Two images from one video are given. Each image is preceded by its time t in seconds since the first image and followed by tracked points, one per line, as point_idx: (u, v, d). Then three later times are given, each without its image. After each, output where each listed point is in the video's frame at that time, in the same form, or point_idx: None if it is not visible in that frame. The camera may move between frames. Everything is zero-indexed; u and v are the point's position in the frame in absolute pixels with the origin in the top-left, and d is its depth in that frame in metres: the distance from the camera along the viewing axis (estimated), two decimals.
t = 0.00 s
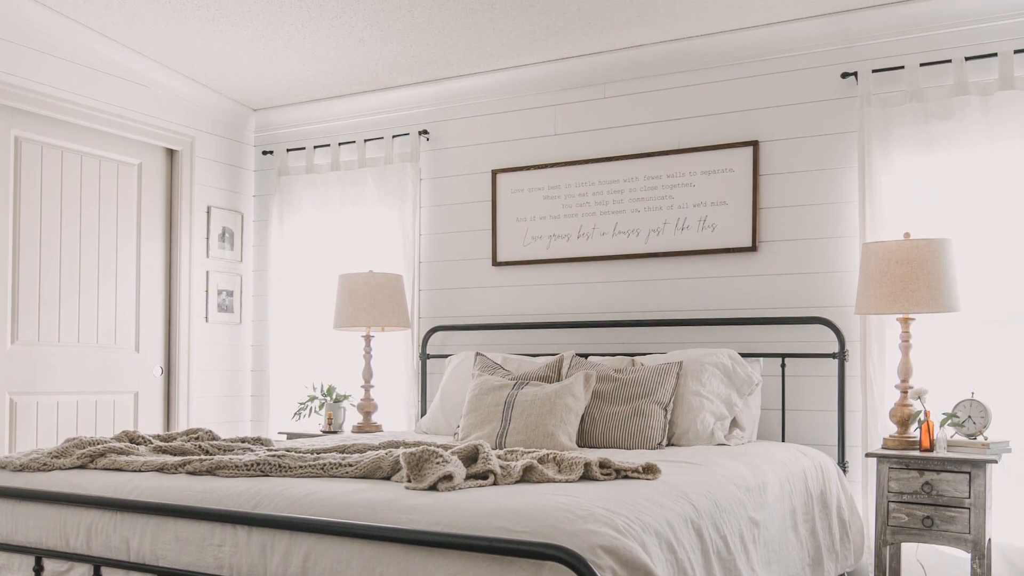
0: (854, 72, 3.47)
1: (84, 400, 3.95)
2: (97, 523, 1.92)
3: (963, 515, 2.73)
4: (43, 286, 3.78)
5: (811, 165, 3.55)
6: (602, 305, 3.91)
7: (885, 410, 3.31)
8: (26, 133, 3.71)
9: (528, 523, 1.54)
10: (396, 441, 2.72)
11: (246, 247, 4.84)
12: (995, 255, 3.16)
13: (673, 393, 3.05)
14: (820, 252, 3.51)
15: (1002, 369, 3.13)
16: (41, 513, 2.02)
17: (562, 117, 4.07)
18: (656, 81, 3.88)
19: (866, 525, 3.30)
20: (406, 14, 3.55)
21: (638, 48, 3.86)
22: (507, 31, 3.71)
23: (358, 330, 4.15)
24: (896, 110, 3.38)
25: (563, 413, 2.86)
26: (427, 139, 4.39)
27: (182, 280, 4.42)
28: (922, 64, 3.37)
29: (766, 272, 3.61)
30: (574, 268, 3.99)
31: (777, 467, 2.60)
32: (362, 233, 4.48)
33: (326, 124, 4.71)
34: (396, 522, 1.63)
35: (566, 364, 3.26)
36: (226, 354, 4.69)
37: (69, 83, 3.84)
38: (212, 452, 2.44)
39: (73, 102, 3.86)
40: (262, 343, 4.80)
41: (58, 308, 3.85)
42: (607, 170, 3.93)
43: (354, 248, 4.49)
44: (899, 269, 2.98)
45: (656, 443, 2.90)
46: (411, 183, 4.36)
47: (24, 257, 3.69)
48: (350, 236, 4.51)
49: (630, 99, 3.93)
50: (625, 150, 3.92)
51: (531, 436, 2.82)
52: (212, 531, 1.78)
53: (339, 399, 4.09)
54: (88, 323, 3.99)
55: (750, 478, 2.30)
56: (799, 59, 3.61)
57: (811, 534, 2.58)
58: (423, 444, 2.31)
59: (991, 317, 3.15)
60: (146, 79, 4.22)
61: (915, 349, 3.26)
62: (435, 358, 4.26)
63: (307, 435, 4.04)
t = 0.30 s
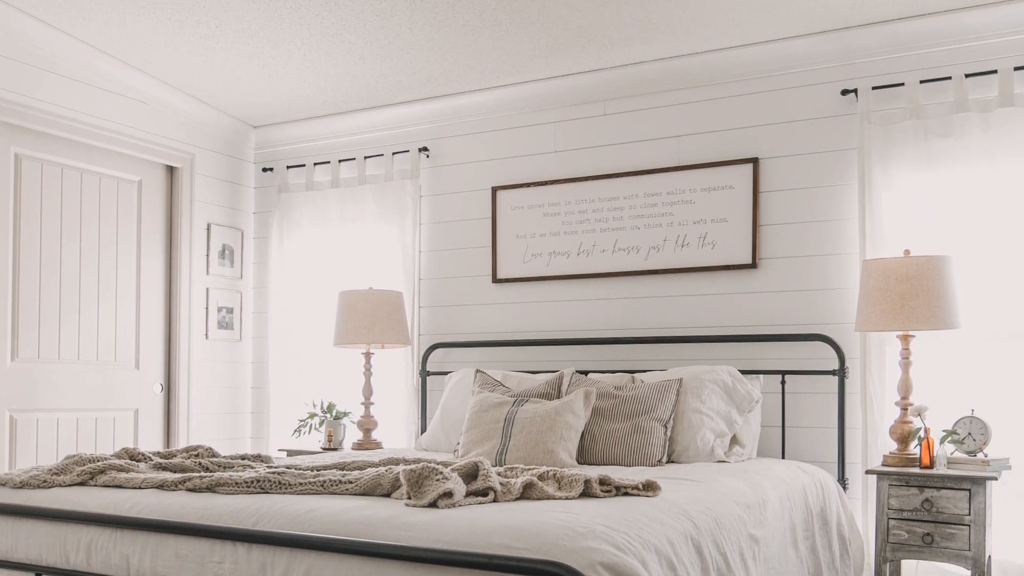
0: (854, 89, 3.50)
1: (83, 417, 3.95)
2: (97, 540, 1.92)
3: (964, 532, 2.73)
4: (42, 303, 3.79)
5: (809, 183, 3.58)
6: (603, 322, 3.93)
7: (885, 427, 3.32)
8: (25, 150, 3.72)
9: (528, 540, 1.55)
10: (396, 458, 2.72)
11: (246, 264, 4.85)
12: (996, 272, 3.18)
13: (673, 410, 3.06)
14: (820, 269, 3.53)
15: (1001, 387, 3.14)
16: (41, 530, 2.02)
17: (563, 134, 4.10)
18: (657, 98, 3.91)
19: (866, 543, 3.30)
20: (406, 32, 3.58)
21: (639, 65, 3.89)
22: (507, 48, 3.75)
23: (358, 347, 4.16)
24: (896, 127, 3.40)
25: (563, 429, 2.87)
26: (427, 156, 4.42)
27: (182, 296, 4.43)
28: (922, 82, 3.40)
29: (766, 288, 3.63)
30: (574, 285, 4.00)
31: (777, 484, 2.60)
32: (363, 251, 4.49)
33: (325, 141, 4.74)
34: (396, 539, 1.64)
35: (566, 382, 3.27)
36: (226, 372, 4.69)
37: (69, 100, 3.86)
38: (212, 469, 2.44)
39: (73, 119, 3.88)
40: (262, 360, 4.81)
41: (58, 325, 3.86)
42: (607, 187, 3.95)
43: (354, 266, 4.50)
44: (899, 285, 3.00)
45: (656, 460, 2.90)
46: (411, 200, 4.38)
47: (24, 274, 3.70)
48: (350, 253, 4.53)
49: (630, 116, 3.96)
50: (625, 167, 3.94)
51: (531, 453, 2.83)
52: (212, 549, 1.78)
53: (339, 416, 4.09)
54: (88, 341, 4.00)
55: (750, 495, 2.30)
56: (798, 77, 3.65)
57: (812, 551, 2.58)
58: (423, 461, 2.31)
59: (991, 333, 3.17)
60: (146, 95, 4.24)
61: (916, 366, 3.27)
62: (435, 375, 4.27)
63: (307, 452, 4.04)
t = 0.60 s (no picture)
0: (854, 106, 3.53)
1: (83, 434, 3.95)
2: (97, 557, 1.93)
3: (964, 549, 2.73)
4: (42, 321, 3.80)
5: (807, 201, 3.60)
6: (602, 338, 3.94)
7: (885, 444, 3.32)
8: (25, 167, 3.74)
9: (528, 557, 1.56)
10: (396, 475, 2.72)
11: (246, 281, 4.87)
12: (995, 290, 3.19)
13: (673, 427, 3.06)
14: (819, 286, 3.55)
15: (1000, 404, 3.15)
16: (40, 546, 2.02)
17: (563, 151, 4.13)
18: (657, 115, 3.94)
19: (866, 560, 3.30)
20: (406, 49, 3.62)
21: (639, 82, 3.92)
22: (508, 64, 3.78)
23: (358, 364, 4.17)
24: (896, 144, 3.43)
25: (563, 446, 2.87)
26: (427, 173, 4.45)
27: (183, 313, 4.45)
28: (922, 99, 3.43)
29: (765, 305, 3.64)
30: (573, 302, 4.02)
31: (776, 501, 2.60)
32: (363, 268, 4.51)
33: (324, 158, 4.77)
34: (396, 556, 1.64)
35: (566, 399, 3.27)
36: (226, 389, 4.70)
37: (69, 117, 3.88)
38: (213, 486, 2.45)
39: (74, 136, 3.90)
40: (261, 377, 4.82)
41: (58, 342, 3.87)
42: (607, 204, 3.97)
43: (354, 283, 4.52)
44: (899, 302, 3.01)
45: (656, 477, 2.91)
46: (411, 217, 4.40)
47: (25, 291, 3.71)
48: (350, 270, 4.54)
49: (630, 133, 3.99)
50: (625, 183, 3.97)
51: (531, 469, 2.83)
52: (212, 565, 1.79)
53: (339, 433, 4.09)
54: (88, 358, 4.01)
55: (750, 512, 2.31)
56: (797, 95, 3.68)
57: (812, 568, 2.59)
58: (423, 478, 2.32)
59: (990, 351, 3.18)
60: (146, 112, 4.27)
61: (915, 382, 3.28)
62: (435, 393, 4.28)
63: (307, 469, 4.04)
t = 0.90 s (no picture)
0: (854, 123, 3.56)
1: (83, 451, 3.96)
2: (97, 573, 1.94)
3: (964, 566, 2.73)
4: (42, 337, 3.81)
5: (806, 218, 3.62)
6: (603, 355, 3.95)
7: (885, 461, 3.33)
8: (25, 184, 3.76)
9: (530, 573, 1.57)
10: (397, 492, 2.73)
11: (246, 298, 4.89)
12: (995, 307, 3.21)
13: (673, 444, 3.07)
14: (819, 303, 3.57)
15: (1000, 421, 3.16)
16: (40, 563, 2.03)
17: (563, 168, 4.16)
18: (658, 132, 3.97)
19: None
20: (406, 66, 3.65)
21: (640, 99, 3.96)
22: (508, 81, 3.82)
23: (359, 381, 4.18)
24: (896, 160, 3.45)
25: (563, 463, 2.88)
26: (427, 190, 4.48)
27: (183, 330, 4.46)
28: (922, 115, 3.46)
29: (765, 322, 3.66)
30: (573, 319, 4.04)
31: (777, 518, 2.61)
32: (362, 285, 4.53)
33: (324, 176, 4.80)
34: (397, 572, 1.65)
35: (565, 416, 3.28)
36: (226, 406, 4.71)
37: (69, 134, 3.90)
38: (213, 503, 2.45)
39: (74, 153, 3.93)
40: (261, 394, 4.83)
41: (57, 359, 3.88)
42: (607, 221, 3.99)
43: (354, 300, 4.54)
44: (899, 319, 3.03)
45: (656, 494, 2.91)
46: (411, 234, 4.43)
47: (25, 308, 3.73)
48: (350, 287, 4.56)
49: (631, 149, 4.02)
50: (626, 200, 3.99)
51: (531, 486, 2.84)
52: None
53: (339, 450, 4.10)
54: (88, 375, 4.02)
55: (750, 529, 2.32)
56: (796, 113, 3.71)
57: None
58: (423, 496, 2.33)
59: (990, 368, 3.19)
60: (146, 129, 4.30)
61: (916, 400, 3.29)
62: (435, 410, 4.28)
63: (307, 486, 4.04)
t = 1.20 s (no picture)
0: (854, 140, 3.59)
1: (83, 468, 3.96)
2: None
3: None
4: (42, 354, 3.82)
5: (805, 236, 3.65)
6: (604, 372, 3.97)
7: (885, 478, 3.34)
8: (25, 202, 3.78)
9: None
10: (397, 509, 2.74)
11: (246, 315, 4.90)
12: (994, 324, 3.23)
13: (673, 461, 3.07)
14: (819, 319, 3.58)
15: (1000, 438, 3.17)
16: None
17: (563, 186, 4.18)
18: (658, 149, 4.00)
19: None
20: (406, 83, 3.69)
21: (641, 116, 3.99)
22: (508, 99, 3.85)
23: (358, 398, 4.19)
24: (896, 177, 3.48)
25: (563, 480, 2.89)
26: (427, 208, 4.50)
27: (182, 347, 4.48)
28: (922, 133, 3.49)
29: (765, 339, 3.67)
30: (574, 335, 4.05)
31: (776, 535, 2.62)
32: (362, 302, 4.55)
33: (324, 193, 4.83)
34: None
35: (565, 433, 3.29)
36: (226, 423, 4.71)
37: (68, 150, 3.93)
38: (213, 520, 2.46)
39: (74, 170, 3.96)
40: (261, 411, 4.84)
41: (57, 375, 3.89)
42: (607, 238, 4.02)
43: (354, 317, 4.55)
44: (898, 336, 3.04)
45: (656, 511, 2.92)
46: (411, 251, 4.45)
47: (25, 325, 3.74)
48: (350, 305, 4.58)
49: (631, 167, 4.05)
50: (626, 217, 4.02)
51: (531, 503, 2.85)
52: None
53: (339, 467, 4.10)
54: (88, 392, 4.03)
55: (750, 546, 2.32)
56: (795, 131, 3.74)
57: None
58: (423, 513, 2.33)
59: (989, 385, 3.21)
60: (146, 147, 4.33)
61: (915, 416, 3.30)
62: (435, 427, 4.29)
63: (307, 504, 4.04)
